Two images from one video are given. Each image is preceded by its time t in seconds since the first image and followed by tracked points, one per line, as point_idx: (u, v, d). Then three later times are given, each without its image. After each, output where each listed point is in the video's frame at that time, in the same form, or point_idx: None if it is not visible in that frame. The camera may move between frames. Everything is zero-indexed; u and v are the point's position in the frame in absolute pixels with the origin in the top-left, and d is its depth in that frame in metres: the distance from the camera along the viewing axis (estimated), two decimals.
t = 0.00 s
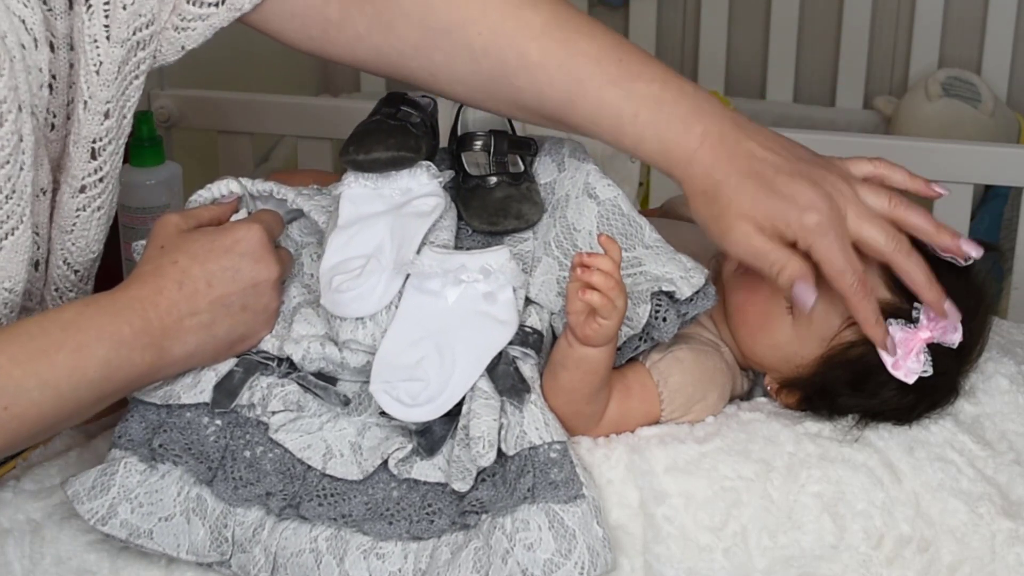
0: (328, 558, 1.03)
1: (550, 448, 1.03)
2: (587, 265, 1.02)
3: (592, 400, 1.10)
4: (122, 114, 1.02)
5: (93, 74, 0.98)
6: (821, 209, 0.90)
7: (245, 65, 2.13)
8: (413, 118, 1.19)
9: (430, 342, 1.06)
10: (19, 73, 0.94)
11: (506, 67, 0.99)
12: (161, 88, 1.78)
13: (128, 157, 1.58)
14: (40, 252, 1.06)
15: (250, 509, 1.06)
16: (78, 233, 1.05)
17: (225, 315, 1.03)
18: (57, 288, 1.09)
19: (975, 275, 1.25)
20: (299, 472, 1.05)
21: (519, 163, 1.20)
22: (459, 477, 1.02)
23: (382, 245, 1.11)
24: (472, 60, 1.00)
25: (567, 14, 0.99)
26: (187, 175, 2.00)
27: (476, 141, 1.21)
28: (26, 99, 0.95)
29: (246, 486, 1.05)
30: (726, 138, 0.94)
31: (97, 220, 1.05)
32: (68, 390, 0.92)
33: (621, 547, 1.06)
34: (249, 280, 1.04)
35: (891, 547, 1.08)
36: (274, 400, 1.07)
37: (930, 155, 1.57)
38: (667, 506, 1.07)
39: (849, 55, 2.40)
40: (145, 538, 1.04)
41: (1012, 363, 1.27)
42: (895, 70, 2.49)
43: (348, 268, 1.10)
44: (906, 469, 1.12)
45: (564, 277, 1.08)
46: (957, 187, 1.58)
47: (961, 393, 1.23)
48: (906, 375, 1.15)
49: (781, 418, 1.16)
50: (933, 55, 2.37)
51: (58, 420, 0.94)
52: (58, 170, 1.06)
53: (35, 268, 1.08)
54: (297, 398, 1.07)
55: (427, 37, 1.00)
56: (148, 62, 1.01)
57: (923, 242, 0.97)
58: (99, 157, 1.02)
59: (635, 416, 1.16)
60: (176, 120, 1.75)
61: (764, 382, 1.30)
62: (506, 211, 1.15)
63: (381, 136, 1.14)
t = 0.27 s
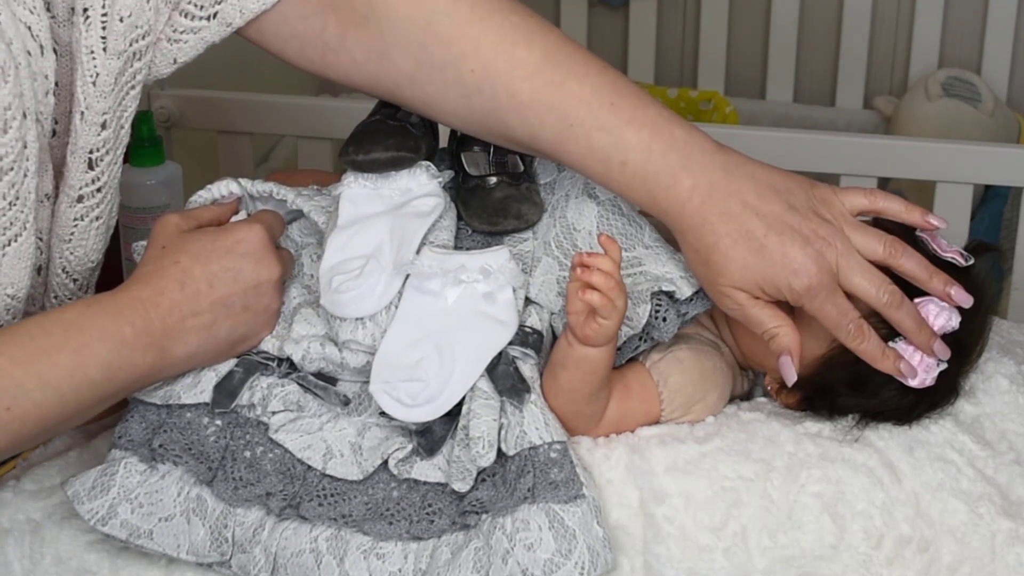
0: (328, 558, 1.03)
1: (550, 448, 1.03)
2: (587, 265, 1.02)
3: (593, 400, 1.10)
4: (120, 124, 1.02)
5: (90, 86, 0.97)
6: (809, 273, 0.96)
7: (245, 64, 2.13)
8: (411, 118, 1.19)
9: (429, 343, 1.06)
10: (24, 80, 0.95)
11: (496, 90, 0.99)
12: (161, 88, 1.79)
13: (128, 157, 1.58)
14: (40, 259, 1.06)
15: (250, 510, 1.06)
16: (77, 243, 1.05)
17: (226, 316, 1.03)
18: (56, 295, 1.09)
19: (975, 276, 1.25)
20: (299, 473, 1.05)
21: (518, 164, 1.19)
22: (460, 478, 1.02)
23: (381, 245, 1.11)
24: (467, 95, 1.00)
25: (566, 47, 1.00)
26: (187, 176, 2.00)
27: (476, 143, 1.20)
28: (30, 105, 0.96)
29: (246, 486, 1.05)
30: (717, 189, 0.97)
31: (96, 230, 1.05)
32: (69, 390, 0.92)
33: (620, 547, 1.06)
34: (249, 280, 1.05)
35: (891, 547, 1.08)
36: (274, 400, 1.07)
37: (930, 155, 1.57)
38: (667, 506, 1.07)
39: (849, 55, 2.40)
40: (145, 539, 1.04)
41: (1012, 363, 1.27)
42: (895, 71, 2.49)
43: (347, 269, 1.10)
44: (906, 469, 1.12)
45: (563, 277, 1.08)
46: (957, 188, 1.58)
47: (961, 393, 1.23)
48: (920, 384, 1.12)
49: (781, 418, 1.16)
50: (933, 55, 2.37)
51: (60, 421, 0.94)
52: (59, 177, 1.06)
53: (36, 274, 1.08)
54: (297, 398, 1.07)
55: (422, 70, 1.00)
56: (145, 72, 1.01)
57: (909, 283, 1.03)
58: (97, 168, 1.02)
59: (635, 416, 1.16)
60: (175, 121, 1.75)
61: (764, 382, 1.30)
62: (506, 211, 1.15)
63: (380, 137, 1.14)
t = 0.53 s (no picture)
0: (328, 559, 1.03)
1: (550, 448, 1.03)
2: (586, 265, 1.02)
3: (593, 400, 1.10)
4: (118, 119, 1.02)
5: (87, 79, 0.98)
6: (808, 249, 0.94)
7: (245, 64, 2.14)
8: (410, 117, 1.19)
9: (428, 343, 1.06)
10: (20, 75, 0.95)
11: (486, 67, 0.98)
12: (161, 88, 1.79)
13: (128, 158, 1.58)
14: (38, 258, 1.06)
15: (250, 511, 1.06)
16: (75, 239, 1.05)
17: (225, 316, 1.03)
18: (54, 293, 1.09)
19: (975, 276, 1.25)
20: (299, 473, 1.05)
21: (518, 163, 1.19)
22: (459, 479, 1.02)
23: (381, 246, 1.11)
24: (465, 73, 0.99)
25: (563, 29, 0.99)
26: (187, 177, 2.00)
27: (475, 142, 1.20)
28: (26, 101, 0.96)
29: (246, 487, 1.05)
30: (716, 160, 0.96)
31: (94, 227, 1.05)
32: (69, 390, 0.92)
33: (620, 547, 1.06)
34: (248, 281, 1.05)
35: (891, 547, 1.08)
36: (274, 401, 1.07)
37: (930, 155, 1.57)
38: (667, 506, 1.07)
39: (849, 55, 2.40)
40: (145, 541, 1.04)
41: (1012, 363, 1.27)
42: (895, 71, 2.50)
43: (346, 269, 1.10)
44: (906, 469, 1.12)
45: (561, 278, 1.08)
46: (957, 188, 1.58)
47: (961, 393, 1.23)
48: (920, 385, 1.15)
49: (781, 418, 1.16)
50: (933, 55, 2.37)
51: (59, 421, 0.94)
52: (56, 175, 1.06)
53: (35, 272, 1.08)
54: (296, 399, 1.07)
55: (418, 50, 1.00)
56: (142, 68, 1.01)
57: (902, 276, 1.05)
58: (94, 164, 1.02)
59: (635, 416, 1.16)
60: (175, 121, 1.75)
61: (764, 382, 1.30)
62: (504, 212, 1.15)
63: (378, 138, 1.14)
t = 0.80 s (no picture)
0: (328, 559, 1.03)
1: (550, 448, 1.03)
2: (587, 265, 1.02)
3: (593, 400, 1.10)
4: (105, 83, 1.04)
5: (75, 40, 0.99)
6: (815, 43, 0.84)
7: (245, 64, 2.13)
8: (409, 118, 1.20)
9: (429, 343, 1.06)
10: (1, 46, 0.96)
11: None
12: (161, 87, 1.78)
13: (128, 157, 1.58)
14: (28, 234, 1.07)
15: (250, 511, 1.06)
16: (70, 209, 1.06)
17: (224, 314, 1.03)
18: (48, 268, 1.10)
19: (975, 275, 1.25)
20: (299, 473, 1.05)
21: (518, 162, 1.20)
22: (459, 479, 1.02)
23: (381, 245, 1.11)
24: None
25: None
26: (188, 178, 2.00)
27: (475, 141, 1.20)
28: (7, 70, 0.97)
29: (246, 487, 1.05)
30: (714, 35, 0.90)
31: (88, 194, 1.06)
32: (69, 385, 0.92)
33: (620, 547, 1.06)
34: (249, 280, 1.04)
35: (891, 547, 1.08)
36: (273, 401, 1.07)
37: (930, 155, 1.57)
38: (667, 506, 1.07)
39: (849, 54, 2.40)
40: (146, 540, 1.04)
41: (1012, 363, 1.27)
42: (895, 70, 2.49)
43: (345, 269, 1.10)
44: (906, 469, 1.12)
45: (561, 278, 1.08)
46: (957, 187, 1.58)
47: (961, 393, 1.23)
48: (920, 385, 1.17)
49: (781, 418, 1.16)
50: (933, 54, 2.37)
51: (59, 416, 0.94)
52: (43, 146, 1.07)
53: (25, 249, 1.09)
54: (296, 399, 1.07)
55: None
56: (124, 29, 1.04)
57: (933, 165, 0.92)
58: (87, 126, 1.03)
59: (635, 416, 1.16)
60: (175, 120, 1.75)
61: (764, 382, 1.30)
62: (504, 212, 1.15)
63: (378, 138, 1.15)
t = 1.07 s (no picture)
0: (327, 559, 1.03)
1: (550, 448, 1.03)
2: (587, 265, 1.02)
3: (592, 400, 1.10)
4: (74, 64, 1.08)
5: (45, 18, 1.03)
6: None
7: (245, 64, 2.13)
8: (408, 118, 1.20)
9: (429, 342, 1.06)
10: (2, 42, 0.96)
11: None
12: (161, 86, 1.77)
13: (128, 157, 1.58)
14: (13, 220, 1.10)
15: (249, 510, 1.06)
16: (51, 190, 1.10)
17: (223, 311, 1.03)
18: (34, 254, 1.14)
19: (975, 276, 1.25)
20: (299, 473, 1.05)
21: (518, 162, 1.20)
22: (459, 478, 1.02)
23: (380, 245, 1.11)
24: None
25: None
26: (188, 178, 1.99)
27: (475, 141, 1.20)
28: None
29: (245, 487, 1.05)
30: None
31: (67, 175, 1.11)
32: (67, 378, 0.93)
33: (620, 547, 1.06)
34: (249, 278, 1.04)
35: (891, 547, 1.08)
36: (273, 401, 1.07)
37: (929, 155, 1.57)
38: (667, 506, 1.07)
39: (849, 54, 2.40)
40: (145, 539, 1.04)
41: (1012, 363, 1.27)
42: (895, 71, 2.49)
43: (344, 269, 1.09)
44: (906, 469, 1.12)
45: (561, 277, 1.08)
46: (957, 187, 1.58)
47: (961, 393, 1.23)
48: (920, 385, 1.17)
49: (781, 418, 1.16)
50: (933, 54, 2.37)
51: (56, 410, 0.94)
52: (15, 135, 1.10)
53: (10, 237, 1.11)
54: (296, 398, 1.07)
55: None
56: (88, 9, 1.09)
57: None
58: (62, 106, 1.08)
59: (635, 416, 1.16)
60: (175, 120, 1.74)
61: (764, 382, 1.29)
62: (504, 212, 1.15)
63: (377, 138, 1.15)
